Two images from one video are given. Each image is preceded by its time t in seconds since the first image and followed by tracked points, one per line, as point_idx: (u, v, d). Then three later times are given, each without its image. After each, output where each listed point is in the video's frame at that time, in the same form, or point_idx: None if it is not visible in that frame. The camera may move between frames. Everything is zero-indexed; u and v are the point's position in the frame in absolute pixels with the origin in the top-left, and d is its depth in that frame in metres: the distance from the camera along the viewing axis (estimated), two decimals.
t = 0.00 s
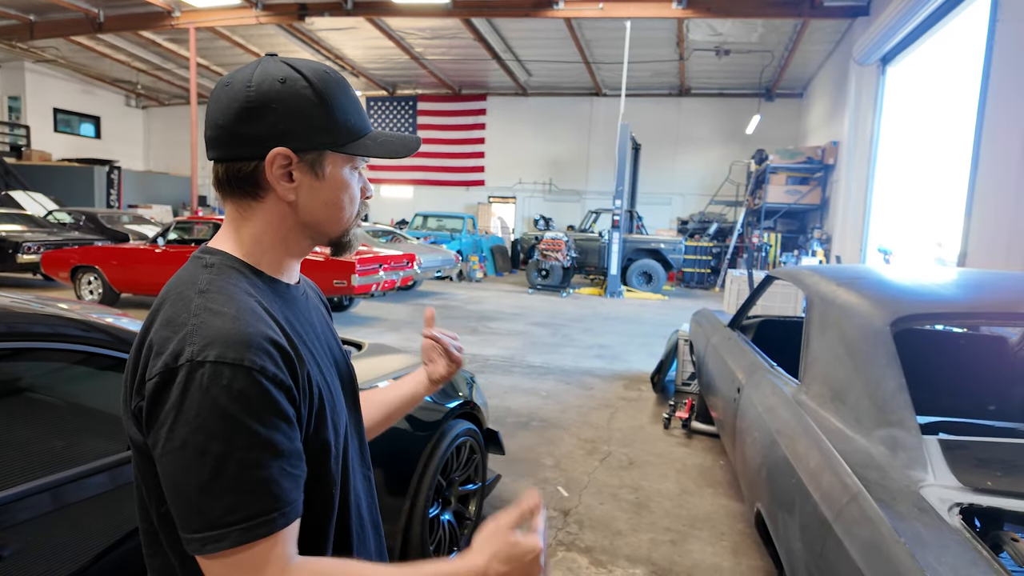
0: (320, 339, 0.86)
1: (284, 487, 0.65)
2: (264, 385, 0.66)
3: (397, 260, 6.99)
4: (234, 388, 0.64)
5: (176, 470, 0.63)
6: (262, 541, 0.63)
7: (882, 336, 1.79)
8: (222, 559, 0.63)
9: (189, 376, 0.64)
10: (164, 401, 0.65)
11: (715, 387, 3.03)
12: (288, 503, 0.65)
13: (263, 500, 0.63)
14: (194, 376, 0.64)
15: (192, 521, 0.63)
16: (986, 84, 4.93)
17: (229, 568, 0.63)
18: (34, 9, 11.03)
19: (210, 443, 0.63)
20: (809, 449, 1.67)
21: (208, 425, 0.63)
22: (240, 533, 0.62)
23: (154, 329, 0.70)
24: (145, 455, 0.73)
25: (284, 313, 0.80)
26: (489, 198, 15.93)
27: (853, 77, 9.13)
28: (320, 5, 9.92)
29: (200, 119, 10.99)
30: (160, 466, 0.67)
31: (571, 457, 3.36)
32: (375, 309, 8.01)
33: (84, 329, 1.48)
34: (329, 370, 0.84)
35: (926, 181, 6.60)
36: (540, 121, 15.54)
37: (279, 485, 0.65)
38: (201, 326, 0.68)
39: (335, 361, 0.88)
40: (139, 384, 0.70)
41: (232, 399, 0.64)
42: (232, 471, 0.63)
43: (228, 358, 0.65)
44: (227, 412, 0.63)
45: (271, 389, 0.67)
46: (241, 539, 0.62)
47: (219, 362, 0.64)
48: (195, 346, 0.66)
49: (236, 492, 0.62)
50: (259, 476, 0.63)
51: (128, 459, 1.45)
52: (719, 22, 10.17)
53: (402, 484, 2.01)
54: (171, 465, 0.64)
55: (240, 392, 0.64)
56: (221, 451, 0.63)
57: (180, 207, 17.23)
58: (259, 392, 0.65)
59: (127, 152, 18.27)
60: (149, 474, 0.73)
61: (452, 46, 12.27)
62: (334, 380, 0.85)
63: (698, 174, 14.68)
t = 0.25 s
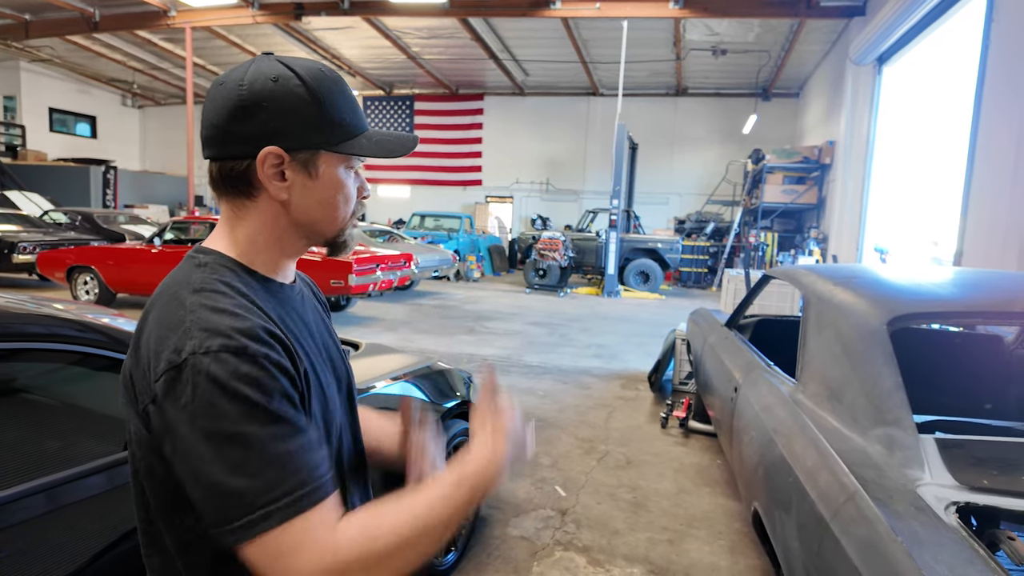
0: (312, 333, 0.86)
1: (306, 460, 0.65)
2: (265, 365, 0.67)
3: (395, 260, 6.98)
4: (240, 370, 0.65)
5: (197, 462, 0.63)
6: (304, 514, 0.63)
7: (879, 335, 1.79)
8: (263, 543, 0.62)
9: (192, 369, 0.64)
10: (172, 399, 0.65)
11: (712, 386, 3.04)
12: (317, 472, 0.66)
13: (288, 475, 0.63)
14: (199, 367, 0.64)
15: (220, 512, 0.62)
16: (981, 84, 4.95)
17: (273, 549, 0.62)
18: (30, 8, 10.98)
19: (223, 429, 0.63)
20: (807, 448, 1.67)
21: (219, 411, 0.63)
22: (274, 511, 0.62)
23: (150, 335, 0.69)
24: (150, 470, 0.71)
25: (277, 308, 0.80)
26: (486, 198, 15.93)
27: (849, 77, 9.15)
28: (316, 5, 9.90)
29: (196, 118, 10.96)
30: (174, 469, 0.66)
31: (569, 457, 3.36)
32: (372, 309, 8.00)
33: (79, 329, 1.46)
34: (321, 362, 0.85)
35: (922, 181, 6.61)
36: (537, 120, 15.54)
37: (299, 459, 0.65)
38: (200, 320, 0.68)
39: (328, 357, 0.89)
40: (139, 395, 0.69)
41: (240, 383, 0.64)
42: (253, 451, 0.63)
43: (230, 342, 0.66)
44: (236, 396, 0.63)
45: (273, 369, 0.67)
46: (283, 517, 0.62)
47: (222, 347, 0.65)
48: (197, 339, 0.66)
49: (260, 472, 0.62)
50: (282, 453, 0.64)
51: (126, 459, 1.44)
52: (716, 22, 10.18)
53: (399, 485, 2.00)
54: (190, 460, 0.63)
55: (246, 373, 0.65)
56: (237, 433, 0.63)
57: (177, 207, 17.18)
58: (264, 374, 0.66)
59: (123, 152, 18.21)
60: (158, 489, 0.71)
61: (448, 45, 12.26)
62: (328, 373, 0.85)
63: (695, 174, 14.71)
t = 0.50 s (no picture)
0: (306, 327, 0.87)
1: (329, 410, 0.67)
2: (267, 339, 0.70)
3: (392, 260, 6.96)
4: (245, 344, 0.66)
5: (225, 434, 0.64)
6: (343, 458, 0.63)
7: (876, 335, 1.79)
8: (310, 493, 0.63)
9: (197, 352, 0.65)
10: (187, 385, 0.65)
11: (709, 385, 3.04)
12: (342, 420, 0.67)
13: (319, 426, 0.64)
14: (206, 347, 0.65)
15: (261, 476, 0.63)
16: (978, 83, 4.96)
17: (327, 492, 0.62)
18: (26, 7, 10.94)
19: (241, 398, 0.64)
20: (803, 447, 1.67)
21: (235, 381, 0.64)
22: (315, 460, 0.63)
23: (147, 339, 0.69)
24: (168, 468, 0.71)
25: (273, 305, 0.82)
26: (484, 197, 15.93)
27: (846, 77, 9.17)
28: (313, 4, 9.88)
29: (193, 118, 10.94)
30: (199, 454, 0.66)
31: (566, 456, 3.36)
32: (370, 309, 7.99)
33: (75, 329, 1.47)
34: (316, 356, 0.86)
35: (919, 180, 6.62)
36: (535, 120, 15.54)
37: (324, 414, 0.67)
38: (201, 310, 0.69)
39: (320, 346, 0.89)
40: (142, 395, 0.69)
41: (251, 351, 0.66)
42: (275, 412, 0.64)
43: (231, 321, 0.68)
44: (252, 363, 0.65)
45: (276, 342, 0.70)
46: (332, 459, 0.63)
47: (224, 327, 0.67)
48: (201, 324, 0.67)
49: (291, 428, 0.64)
50: (307, 408, 0.65)
51: (122, 460, 1.44)
52: (713, 22, 10.18)
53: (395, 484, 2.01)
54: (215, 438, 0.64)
55: (252, 345, 0.67)
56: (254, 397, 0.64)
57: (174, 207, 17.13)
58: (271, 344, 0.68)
59: (119, 152, 18.16)
60: (180, 484, 0.70)
61: (446, 45, 12.25)
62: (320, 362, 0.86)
63: (692, 174, 14.72)
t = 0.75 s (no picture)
0: (304, 328, 0.87)
1: (316, 427, 0.68)
2: (262, 347, 0.69)
3: (390, 260, 6.96)
4: (241, 354, 0.66)
5: (210, 442, 0.64)
6: (322, 478, 0.64)
7: (874, 334, 1.80)
8: (287, 509, 0.63)
9: (192, 357, 0.65)
10: (178, 390, 0.65)
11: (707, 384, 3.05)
12: (326, 441, 0.68)
13: (303, 445, 0.65)
14: (200, 353, 0.65)
15: (246, 486, 0.63)
16: (975, 83, 4.99)
17: (302, 510, 0.63)
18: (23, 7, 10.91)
19: (230, 409, 0.64)
20: (801, 446, 1.68)
21: (225, 393, 0.64)
22: (300, 475, 0.64)
23: (143, 340, 0.69)
24: (153, 466, 0.71)
25: (273, 306, 0.82)
26: (482, 197, 15.93)
27: (844, 77, 9.18)
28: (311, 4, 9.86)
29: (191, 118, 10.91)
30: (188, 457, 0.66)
31: (565, 456, 3.36)
32: (368, 309, 7.98)
33: (73, 329, 1.48)
34: (315, 361, 0.86)
35: (917, 180, 6.63)
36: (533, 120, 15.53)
37: (310, 428, 0.67)
38: (197, 313, 0.69)
39: (319, 350, 0.89)
40: (134, 394, 0.69)
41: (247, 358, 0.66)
42: (262, 427, 0.64)
43: (228, 327, 0.67)
44: (245, 372, 0.65)
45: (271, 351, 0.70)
46: (309, 480, 0.64)
47: (220, 334, 0.66)
48: (197, 328, 0.67)
49: (279, 442, 0.64)
50: (293, 426, 0.65)
51: (119, 460, 1.44)
52: (711, 22, 10.20)
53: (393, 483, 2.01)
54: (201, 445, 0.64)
55: (247, 355, 0.67)
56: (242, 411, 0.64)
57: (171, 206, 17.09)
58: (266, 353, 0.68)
59: (116, 152, 18.11)
60: (163, 483, 0.71)
61: (444, 44, 12.24)
62: (319, 366, 0.86)
63: (690, 173, 14.73)
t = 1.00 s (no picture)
0: (304, 329, 0.87)
1: (304, 440, 0.67)
2: (256, 352, 0.68)
3: (388, 260, 6.95)
4: (235, 358, 0.66)
5: (199, 446, 0.64)
6: (306, 491, 0.65)
7: (872, 333, 1.79)
8: (269, 521, 0.63)
9: (188, 358, 0.64)
10: (171, 391, 0.64)
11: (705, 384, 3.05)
12: (314, 453, 0.67)
13: (289, 457, 0.64)
14: (195, 356, 0.64)
15: (231, 494, 0.63)
16: (973, 83, 4.99)
17: (281, 522, 0.63)
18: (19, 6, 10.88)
19: (222, 414, 0.63)
20: (800, 446, 1.68)
21: (217, 397, 0.63)
22: (285, 487, 0.63)
23: (140, 336, 0.68)
24: (146, 462, 0.70)
25: (270, 306, 0.82)
26: (480, 197, 15.94)
27: (842, 76, 9.19)
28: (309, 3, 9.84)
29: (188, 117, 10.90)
30: (177, 459, 0.65)
31: (563, 455, 3.36)
32: (367, 309, 7.98)
33: (69, 329, 1.48)
34: (313, 362, 0.85)
35: (914, 179, 6.64)
36: (532, 119, 15.53)
37: (299, 439, 0.67)
38: (193, 312, 0.68)
39: (317, 351, 0.88)
40: (129, 392, 0.69)
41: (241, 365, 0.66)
42: (252, 435, 0.63)
43: (225, 332, 0.67)
44: (238, 379, 0.65)
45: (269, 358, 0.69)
46: (291, 493, 0.64)
47: (217, 337, 0.66)
48: (193, 328, 0.66)
49: (267, 451, 0.64)
50: (284, 435, 0.65)
51: (117, 461, 1.43)
52: (709, 21, 10.21)
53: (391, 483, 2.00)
54: (191, 449, 0.64)
55: (241, 361, 0.66)
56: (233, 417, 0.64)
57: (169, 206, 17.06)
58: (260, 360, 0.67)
59: (114, 152, 18.08)
60: (154, 479, 0.70)
61: (442, 44, 12.23)
62: (317, 369, 0.86)
63: (689, 173, 14.75)
